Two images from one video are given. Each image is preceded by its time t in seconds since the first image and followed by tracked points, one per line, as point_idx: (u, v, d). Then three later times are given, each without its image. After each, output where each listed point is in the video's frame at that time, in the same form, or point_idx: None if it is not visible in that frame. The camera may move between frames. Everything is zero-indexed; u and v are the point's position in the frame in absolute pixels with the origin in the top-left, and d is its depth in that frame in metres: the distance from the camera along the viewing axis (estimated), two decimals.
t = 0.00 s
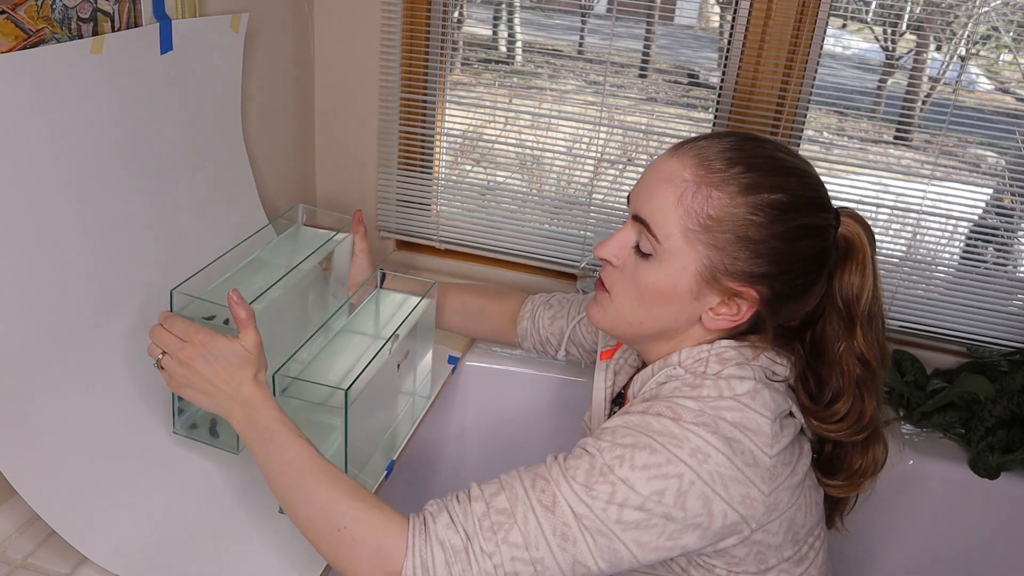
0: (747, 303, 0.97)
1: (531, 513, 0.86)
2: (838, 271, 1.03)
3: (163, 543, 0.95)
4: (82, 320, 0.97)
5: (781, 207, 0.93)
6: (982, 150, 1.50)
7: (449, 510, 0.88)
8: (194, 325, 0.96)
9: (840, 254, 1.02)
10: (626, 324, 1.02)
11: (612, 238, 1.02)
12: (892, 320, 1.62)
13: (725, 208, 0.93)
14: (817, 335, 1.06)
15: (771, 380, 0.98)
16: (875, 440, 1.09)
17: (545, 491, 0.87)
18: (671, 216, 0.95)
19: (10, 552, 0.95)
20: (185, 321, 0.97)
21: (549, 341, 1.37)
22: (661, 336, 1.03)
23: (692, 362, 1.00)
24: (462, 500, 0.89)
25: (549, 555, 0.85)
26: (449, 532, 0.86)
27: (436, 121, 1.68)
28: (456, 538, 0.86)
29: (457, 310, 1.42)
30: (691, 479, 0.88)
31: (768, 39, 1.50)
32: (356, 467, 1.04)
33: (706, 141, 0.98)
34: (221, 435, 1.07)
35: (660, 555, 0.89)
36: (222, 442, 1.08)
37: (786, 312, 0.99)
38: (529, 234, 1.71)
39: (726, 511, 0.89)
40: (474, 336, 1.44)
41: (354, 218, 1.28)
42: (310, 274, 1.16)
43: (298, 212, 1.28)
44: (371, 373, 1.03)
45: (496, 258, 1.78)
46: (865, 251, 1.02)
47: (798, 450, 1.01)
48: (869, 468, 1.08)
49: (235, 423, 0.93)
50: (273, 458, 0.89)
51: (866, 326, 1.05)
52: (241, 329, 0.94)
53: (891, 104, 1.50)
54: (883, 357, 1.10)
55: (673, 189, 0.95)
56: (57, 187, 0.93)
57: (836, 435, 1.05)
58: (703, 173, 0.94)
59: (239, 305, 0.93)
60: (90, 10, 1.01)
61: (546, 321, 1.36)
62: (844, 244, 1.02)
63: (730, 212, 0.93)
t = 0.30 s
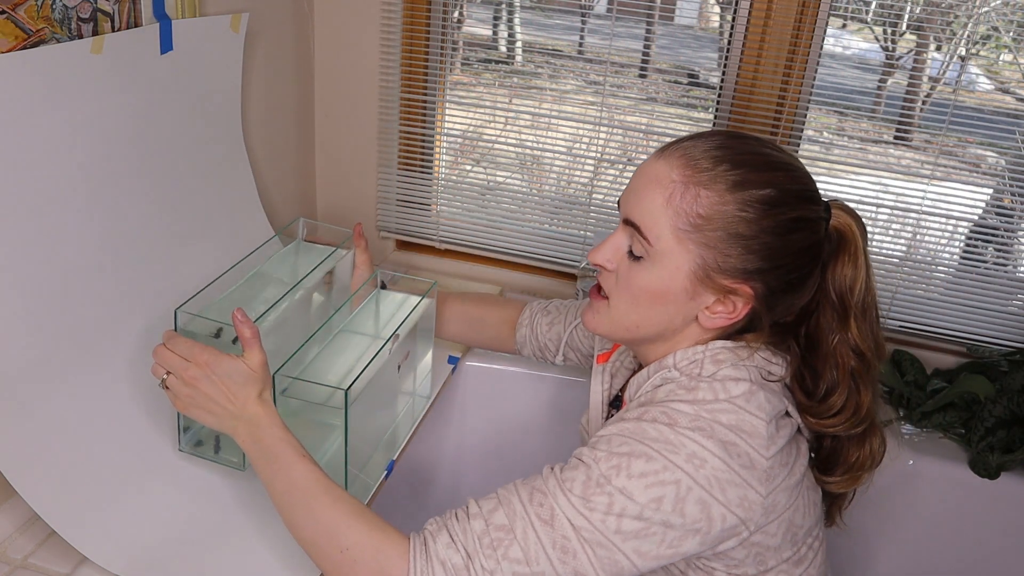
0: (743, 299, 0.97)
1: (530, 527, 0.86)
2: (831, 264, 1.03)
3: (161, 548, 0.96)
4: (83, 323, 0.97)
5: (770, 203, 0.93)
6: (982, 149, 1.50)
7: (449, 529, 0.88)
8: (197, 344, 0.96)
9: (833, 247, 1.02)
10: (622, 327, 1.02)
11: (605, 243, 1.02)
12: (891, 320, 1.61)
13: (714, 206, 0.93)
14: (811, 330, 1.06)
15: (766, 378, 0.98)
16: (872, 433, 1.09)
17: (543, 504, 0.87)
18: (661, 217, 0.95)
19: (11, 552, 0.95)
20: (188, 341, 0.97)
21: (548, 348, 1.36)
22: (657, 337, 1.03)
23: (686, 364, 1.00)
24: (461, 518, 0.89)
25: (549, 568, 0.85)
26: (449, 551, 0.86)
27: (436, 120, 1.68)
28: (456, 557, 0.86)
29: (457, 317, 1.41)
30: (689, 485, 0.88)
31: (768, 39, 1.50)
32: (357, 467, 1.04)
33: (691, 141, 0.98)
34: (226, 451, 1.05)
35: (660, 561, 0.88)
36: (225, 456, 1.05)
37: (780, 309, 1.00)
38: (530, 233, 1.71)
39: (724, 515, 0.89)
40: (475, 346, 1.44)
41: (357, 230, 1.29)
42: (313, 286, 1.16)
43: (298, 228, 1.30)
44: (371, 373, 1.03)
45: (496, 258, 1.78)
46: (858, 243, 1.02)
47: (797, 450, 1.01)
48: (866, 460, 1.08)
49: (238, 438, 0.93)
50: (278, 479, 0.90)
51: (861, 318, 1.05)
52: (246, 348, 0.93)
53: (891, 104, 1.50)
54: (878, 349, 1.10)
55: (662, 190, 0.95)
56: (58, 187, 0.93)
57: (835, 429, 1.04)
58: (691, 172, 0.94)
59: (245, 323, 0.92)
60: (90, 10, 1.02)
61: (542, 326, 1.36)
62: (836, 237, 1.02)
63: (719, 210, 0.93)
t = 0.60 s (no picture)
0: (737, 301, 0.97)
1: (524, 538, 0.86)
2: (825, 263, 1.03)
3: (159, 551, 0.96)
4: (82, 325, 0.97)
5: (763, 203, 0.93)
6: (982, 150, 1.50)
7: (444, 542, 0.88)
8: (198, 355, 0.97)
9: (827, 246, 1.02)
10: (617, 330, 1.03)
11: (599, 246, 1.02)
12: (891, 320, 1.61)
13: (706, 208, 0.93)
14: (806, 330, 1.06)
15: (760, 380, 0.98)
16: (868, 432, 1.09)
17: (537, 514, 0.87)
18: (654, 220, 0.95)
19: (11, 552, 0.95)
20: (188, 351, 0.98)
21: (547, 352, 1.37)
22: (652, 340, 1.03)
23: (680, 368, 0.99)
24: (456, 530, 0.89)
25: None
26: (445, 564, 0.86)
27: (436, 121, 1.68)
28: (452, 570, 0.86)
29: (457, 324, 1.42)
30: (682, 491, 0.87)
31: (768, 39, 1.50)
32: (357, 468, 1.04)
33: (683, 142, 0.99)
34: (228, 457, 1.05)
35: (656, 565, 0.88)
36: (228, 463, 1.06)
37: (774, 311, 1.00)
38: (529, 233, 1.71)
39: (719, 520, 0.89)
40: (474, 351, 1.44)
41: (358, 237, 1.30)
42: (315, 293, 1.17)
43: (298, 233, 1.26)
44: (371, 373, 1.03)
45: (496, 258, 1.78)
46: (851, 242, 1.02)
47: (793, 450, 1.02)
48: (862, 461, 1.08)
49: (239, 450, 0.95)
50: (278, 490, 0.91)
51: (855, 318, 1.05)
52: (247, 360, 0.95)
53: (891, 104, 1.50)
54: (872, 348, 1.11)
55: (654, 193, 0.95)
56: (58, 187, 0.93)
57: (831, 430, 1.04)
58: (683, 174, 0.95)
59: (247, 336, 0.94)
60: (91, 10, 1.02)
61: (541, 330, 1.37)
62: (830, 236, 1.02)
63: (711, 211, 0.93)
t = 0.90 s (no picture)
0: (725, 301, 0.97)
1: (516, 547, 0.86)
2: (812, 258, 1.03)
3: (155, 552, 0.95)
4: (81, 325, 0.97)
5: (749, 203, 0.93)
6: (982, 150, 1.50)
7: (438, 554, 0.88)
8: (198, 366, 0.97)
9: (814, 242, 1.02)
10: (607, 334, 1.02)
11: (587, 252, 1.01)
12: (891, 320, 1.61)
13: (690, 210, 0.93)
14: (795, 326, 1.06)
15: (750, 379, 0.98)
16: (860, 426, 1.09)
17: (529, 523, 0.87)
18: (638, 224, 0.95)
19: (11, 552, 0.96)
20: (189, 363, 0.98)
21: (543, 355, 1.37)
22: (644, 343, 1.03)
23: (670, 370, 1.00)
24: (449, 541, 0.88)
25: None
26: None
27: (436, 120, 1.68)
28: None
29: (457, 332, 1.41)
30: (672, 494, 0.87)
31: (768, 39, 1.50)
32: (357, 468, 1.04)
33: (665, 146, 0.99)
34: (232, 468, 1.05)
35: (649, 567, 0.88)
36: (231, 473, 1.05)
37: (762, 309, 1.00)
38: (529, 233, 1.71)
39: (710, 521, 0.89)
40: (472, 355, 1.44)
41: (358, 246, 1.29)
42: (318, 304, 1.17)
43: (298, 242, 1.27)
44: (371, 373, 1.03)
45: (496, 258, 1.78)
46: (838, 237, 1.02)
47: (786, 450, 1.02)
48: (854, 454, 1.08)
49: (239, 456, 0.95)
50: (277, 501, 0.91)
51: (843, 313, 1.05)
52: (247, 370, 0.95)
53: (891, 104, 1.50)
54: (862, 344, 1.11)
55: (637, 198, 0.95)
56: (57, 187, 0.93)
57: (823, 426, 1.04)
58: (666, 177, 0.94)
59: (247, 344, 0.94)
60: (91, 10, 1.02)
61: (538, 333, 1.37)
62: (817, 232, 1.02)
63: (694, 213, 0.93)
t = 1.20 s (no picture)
0: (718, 299, 0.97)
1: (514, 553, 0.86)
2: (803, 255, 1.03)
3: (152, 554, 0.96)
4: (81, 325, 0.97)
5: (738, 200, 0.93)
6: (982, 150, 1.50)
7: (437, 563, 0.88)
8: (199, 377, 0.97)
9: (804, 238, 1.03)
10: (601, 335, 1.02)
11: (579, 254, 1.02)
12: (891, 320, 1.61)
13: (679, 209, 0.93)
14: (787, 322, 1.06)
15: (744, 378, 0.99)
16: (853, 420, 1.09)
17: (526, 529, 0.87)
18: (628, 224, 0.95)
19: (11, 552, 0.97)
20: (189, 373, 0.97)
21: (542, 358, 1.37)
22: (638, 343, 1.03)
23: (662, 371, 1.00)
24: (448, 550, 0.89)
25: None
26: None
27: (436, 120, 1.68)
28: None
29: (458, 335, 1.41)
30: (667, 495, 0.87)
31: (768, 39, 1.49)
32: (357, 468, 1.04)
33: (654, 145, 0.98)
34: (233, 475, 1.05)
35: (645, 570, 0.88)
36: (233, 480, 1.05)
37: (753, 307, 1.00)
38: (529, 233, 1.71)
39: (706, 522, 0.89)
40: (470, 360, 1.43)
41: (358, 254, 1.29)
42: (319, 312, 1.17)
43: (302, 253, 1.28)
44: (371, 373, 1.03)
45: (496, 258, 1.79)
46: (828, 232, 1.02)
47: (782, 449, 1.02)
48: (848, 449, 1.08)
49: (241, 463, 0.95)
50: (278, 511, 0.91)
51: (835, 309, 1.05)
52: (249, 382, 0.96)
53: (891, 104, 1.50)
54: (853, 338, 1.12)
55: (626, 198, 0.95)
56: (57, 188, 0.93)
57: (818, 421, 1.04)
58: (654, 177, 0.94)
59: (251, 355, 0.94)
60: (90, 10, 1.02)
61: (535, 336, 1.37)
62: (807, 228, 1.03)
63: (684, 212, 0.93)
